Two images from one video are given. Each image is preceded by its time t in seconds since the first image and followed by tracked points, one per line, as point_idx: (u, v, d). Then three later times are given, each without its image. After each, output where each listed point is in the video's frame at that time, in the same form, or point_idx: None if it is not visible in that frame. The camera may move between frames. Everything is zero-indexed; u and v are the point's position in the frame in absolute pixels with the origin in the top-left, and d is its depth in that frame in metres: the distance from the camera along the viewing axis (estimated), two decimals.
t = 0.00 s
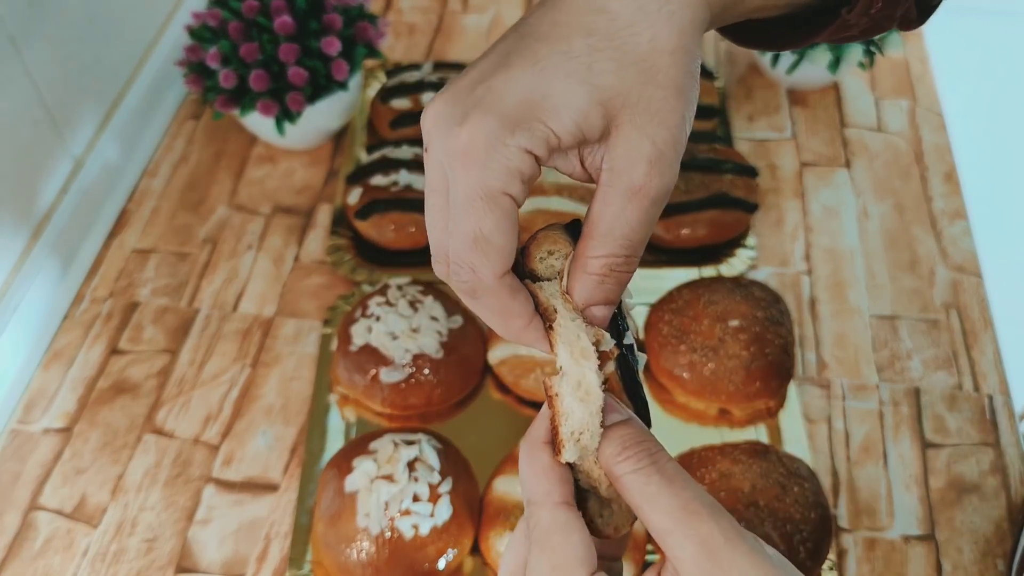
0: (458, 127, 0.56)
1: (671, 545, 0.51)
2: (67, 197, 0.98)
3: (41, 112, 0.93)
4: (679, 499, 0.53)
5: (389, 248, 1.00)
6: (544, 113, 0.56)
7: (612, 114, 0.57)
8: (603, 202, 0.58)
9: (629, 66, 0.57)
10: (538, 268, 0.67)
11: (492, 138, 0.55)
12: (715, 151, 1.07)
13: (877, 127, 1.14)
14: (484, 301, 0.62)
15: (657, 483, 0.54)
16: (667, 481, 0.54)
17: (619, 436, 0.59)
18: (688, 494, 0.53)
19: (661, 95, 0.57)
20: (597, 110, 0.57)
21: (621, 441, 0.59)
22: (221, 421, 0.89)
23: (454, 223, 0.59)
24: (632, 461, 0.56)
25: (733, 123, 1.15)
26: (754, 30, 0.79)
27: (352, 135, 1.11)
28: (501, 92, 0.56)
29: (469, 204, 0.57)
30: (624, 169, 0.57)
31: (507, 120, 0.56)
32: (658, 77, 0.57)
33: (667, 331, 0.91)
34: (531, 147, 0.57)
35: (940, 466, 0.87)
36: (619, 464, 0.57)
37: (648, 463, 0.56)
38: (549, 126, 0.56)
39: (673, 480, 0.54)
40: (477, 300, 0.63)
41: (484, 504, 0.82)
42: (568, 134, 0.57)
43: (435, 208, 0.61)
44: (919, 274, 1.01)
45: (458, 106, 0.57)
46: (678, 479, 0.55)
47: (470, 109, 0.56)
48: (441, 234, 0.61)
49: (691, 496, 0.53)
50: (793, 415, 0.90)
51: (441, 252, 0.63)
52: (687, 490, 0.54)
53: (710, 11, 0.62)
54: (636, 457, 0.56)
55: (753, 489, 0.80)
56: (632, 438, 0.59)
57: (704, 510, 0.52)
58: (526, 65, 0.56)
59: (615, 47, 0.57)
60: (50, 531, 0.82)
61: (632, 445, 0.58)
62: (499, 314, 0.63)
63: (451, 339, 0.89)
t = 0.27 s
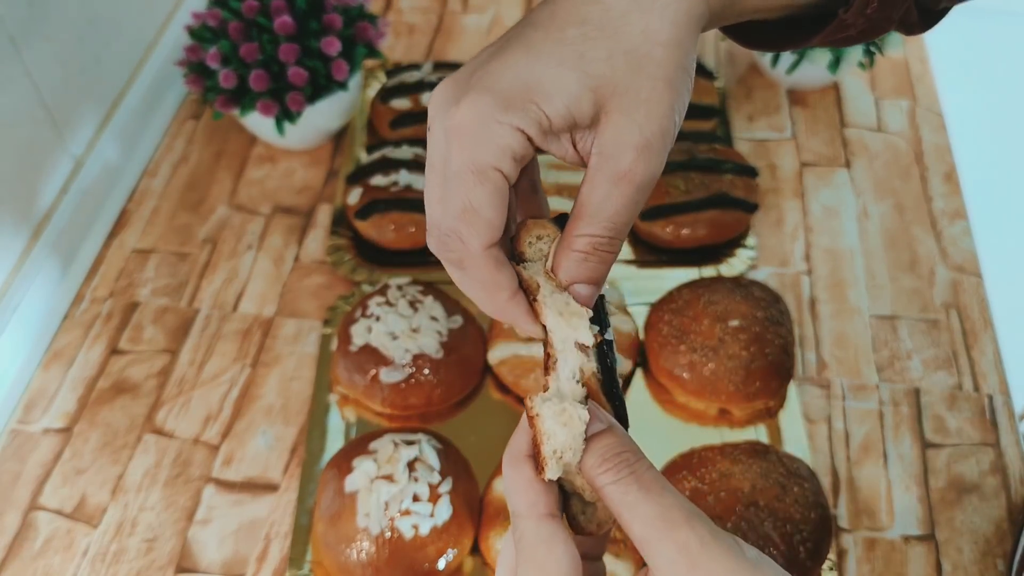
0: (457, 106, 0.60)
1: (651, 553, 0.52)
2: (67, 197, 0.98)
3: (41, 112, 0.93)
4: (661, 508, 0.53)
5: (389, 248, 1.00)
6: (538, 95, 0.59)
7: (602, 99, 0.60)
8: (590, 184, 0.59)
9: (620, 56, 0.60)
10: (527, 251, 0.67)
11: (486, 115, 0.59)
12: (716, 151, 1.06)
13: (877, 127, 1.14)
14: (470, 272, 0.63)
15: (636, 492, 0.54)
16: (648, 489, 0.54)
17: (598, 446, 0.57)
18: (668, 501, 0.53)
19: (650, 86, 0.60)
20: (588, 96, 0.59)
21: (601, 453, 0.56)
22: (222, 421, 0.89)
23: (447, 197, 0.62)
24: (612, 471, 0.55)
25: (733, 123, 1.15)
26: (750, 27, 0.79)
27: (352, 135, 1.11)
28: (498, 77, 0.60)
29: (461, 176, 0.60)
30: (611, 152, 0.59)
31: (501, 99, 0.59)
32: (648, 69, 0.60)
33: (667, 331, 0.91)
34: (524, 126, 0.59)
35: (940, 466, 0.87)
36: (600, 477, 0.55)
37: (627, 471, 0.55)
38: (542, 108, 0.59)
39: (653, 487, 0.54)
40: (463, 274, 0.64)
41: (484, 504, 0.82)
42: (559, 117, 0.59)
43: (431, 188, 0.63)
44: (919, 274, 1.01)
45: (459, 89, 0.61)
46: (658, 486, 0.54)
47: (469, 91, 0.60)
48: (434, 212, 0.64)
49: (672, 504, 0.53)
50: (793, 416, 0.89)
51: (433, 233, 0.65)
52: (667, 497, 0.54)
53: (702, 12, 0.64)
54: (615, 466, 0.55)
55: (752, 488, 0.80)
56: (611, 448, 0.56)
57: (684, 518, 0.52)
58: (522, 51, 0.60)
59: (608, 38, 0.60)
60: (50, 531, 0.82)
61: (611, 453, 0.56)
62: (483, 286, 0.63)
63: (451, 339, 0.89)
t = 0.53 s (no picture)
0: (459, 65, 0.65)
1: (654, 557, 0.53)
2: (67, 197, 0.98)
3: (41, 112, 0.93)
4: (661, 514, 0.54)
5: (389, 248, 1.00)
6: (539, 60, 0.63)
7: (600, 71, 0.64)
8: (582, 155, 0.63)
9: (620, 30, 0.64)
10: (517, 221, 0.70)
11: (488, 74, 0.63)
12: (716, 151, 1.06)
13: (878, 127, 1.14)
14: (456, 230, 0.67)
15: (638, 498, 0.55)
16: (649, 497, 0.55)
17: (601, 455, 0.58)
18: (669, 508, 0.55)
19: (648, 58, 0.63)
20: (586, 65, 0.63)
21: (603, 462, 0.58)
22: (221, 421, 0.89)
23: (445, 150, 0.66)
24: (614, 480, 0.57)
25: (733, 123, 1.15)
26: (752, 21, 0.80)
27: (352, 134, 1.11)
28: (500, 39, 0.64)
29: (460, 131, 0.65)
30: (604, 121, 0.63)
31: (502, 60, 0.64)
32: (647, 43, 0.64)
33: (667, 331, 0.91)
34: (523, 87, 0.64)
35: (940, 466, 0.87)
36: (603, 484, 0.57)
37: (628, 479, 0.56)
38: (540, 72, 0.64)
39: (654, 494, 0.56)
40: (449, 232, 0.68)
41: (484, 504, 0.82)
42: (558, 83, 0.64)
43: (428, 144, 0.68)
44: (919, 274, 1.01)
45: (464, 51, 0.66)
46: (659, 494, 0.56)
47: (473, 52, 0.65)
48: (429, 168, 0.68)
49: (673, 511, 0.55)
50: (793, 416, 0.89)
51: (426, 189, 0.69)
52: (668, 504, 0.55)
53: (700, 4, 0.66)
54: (618, 474, 0.57)
55: (752, 488, 0.80)
56: (613, 458, 0.58)
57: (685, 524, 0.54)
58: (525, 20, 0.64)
59: (609, 11, 0.64)
60: (50, 531, 0.82)
61: (613, 462, 0.58)
62: (468, 246, 0.67)
63: (452, 339, 0.89)
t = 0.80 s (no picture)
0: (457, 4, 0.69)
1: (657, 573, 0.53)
2: (67, 197, 0.98)
3: (41, 113, 0.93)
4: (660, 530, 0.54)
5: (389, 248, 1.00)
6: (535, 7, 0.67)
7: (592, 33, 0.66)
8: (569, 111, 0.64)
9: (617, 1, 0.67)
10: (489, 174, 0.69)
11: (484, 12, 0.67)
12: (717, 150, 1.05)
13: (878, 127, 1.14)
14: (426, 159, 0.65)
15: (635, 515, 0.55)
16: (646, 513, 0.55)
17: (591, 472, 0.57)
18: (666, 523, 0.55)
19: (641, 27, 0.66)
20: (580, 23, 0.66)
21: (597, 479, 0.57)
22: (222, 421, 0.89)
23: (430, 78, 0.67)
24: (610, 497, 0.56)
25: (733, 123, 1.15)
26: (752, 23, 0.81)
27: (352, 134, 1.11)
28: None
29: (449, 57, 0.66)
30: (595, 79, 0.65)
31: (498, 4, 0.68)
32: (643, 15, 0.66)
33: (667, 331, 0.91)
34: (514, 29, 0.67)
35: (940, 466, 0.87)
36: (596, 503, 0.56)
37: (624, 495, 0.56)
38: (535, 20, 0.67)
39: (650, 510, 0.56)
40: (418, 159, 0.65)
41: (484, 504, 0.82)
42: (550, 33, 0.67)
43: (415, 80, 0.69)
44: (919, 274, 1.01)
45: None
46: (655, 509, 0.56)
47: None
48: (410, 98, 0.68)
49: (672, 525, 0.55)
50: (793, 415, 0.89)
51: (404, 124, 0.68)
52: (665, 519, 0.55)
53: None
54: (613, 490, 0.56)
55: (752, 488, 0.80)
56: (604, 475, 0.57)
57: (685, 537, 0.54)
58: None
59: None
60: (50, 531, 0.82)
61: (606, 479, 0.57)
62: (436, 178, 0.64)
63: (452, 339, 0.89)
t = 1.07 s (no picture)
0: None
1: None
2: (67, 197, 0.98)
3: (41, 113, 0.93)
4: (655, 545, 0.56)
5: (389, 248, 1.00)
6: None
7: None
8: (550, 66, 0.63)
9: None
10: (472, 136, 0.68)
11: None
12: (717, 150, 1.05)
13: (878, 127, 1.14)
14: (399, 105, 0.65)
15: (630, 530, 0.56)
16: (640, 527, 0.56)
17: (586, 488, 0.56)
18: (660, 537, 0.57)
19: None
20: None
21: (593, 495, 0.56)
22: (222, 421, 0.89)
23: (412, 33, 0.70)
24: (606, 514, 0.56)
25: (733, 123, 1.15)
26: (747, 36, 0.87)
27: (352, 134, 1.11)
28: None
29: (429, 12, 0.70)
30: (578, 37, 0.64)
31: None
32: None
33: (668, 332, 0.91)
34: None
35: (940, 466, 0.87)
36: (593, 520, 0.56)
37: (620, 511, 0.56)
38: None
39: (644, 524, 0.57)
40: (394, 106, 0.66)
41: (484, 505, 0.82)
42: None
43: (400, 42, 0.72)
44: (919, 274, 1.01)
45: None
46: (649, 523, 0.57)
47: None
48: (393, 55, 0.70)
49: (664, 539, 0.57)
50: (792, 415, 0.89)
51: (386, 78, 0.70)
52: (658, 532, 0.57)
53: None
54: (608, 506, 0.56)
55: (751, 489, 0.80)
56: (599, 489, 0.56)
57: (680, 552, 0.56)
58: None
59: None
60: (50, 531, 0.82)
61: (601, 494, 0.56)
62: (408, 121, 0.64)
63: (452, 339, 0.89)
